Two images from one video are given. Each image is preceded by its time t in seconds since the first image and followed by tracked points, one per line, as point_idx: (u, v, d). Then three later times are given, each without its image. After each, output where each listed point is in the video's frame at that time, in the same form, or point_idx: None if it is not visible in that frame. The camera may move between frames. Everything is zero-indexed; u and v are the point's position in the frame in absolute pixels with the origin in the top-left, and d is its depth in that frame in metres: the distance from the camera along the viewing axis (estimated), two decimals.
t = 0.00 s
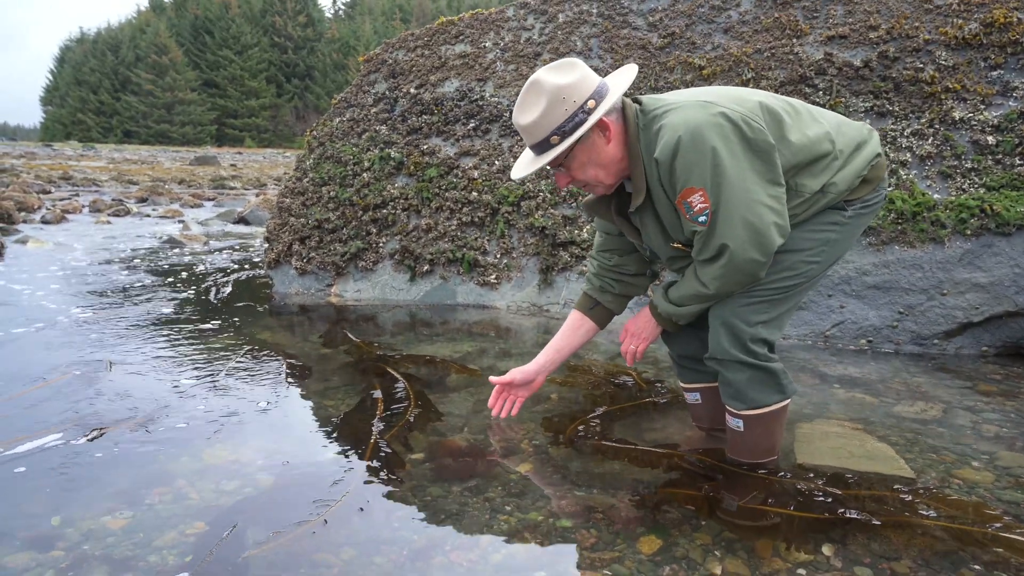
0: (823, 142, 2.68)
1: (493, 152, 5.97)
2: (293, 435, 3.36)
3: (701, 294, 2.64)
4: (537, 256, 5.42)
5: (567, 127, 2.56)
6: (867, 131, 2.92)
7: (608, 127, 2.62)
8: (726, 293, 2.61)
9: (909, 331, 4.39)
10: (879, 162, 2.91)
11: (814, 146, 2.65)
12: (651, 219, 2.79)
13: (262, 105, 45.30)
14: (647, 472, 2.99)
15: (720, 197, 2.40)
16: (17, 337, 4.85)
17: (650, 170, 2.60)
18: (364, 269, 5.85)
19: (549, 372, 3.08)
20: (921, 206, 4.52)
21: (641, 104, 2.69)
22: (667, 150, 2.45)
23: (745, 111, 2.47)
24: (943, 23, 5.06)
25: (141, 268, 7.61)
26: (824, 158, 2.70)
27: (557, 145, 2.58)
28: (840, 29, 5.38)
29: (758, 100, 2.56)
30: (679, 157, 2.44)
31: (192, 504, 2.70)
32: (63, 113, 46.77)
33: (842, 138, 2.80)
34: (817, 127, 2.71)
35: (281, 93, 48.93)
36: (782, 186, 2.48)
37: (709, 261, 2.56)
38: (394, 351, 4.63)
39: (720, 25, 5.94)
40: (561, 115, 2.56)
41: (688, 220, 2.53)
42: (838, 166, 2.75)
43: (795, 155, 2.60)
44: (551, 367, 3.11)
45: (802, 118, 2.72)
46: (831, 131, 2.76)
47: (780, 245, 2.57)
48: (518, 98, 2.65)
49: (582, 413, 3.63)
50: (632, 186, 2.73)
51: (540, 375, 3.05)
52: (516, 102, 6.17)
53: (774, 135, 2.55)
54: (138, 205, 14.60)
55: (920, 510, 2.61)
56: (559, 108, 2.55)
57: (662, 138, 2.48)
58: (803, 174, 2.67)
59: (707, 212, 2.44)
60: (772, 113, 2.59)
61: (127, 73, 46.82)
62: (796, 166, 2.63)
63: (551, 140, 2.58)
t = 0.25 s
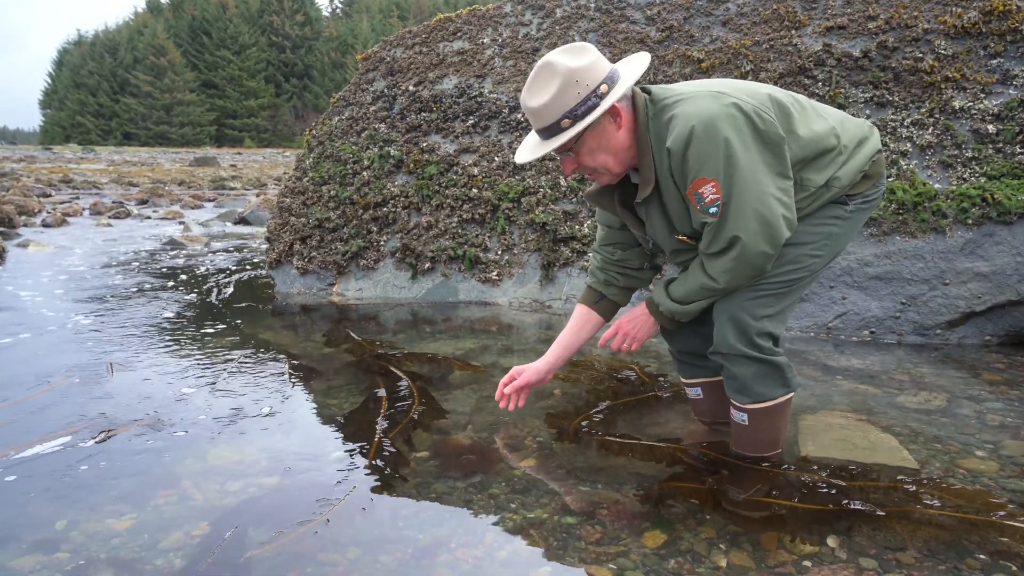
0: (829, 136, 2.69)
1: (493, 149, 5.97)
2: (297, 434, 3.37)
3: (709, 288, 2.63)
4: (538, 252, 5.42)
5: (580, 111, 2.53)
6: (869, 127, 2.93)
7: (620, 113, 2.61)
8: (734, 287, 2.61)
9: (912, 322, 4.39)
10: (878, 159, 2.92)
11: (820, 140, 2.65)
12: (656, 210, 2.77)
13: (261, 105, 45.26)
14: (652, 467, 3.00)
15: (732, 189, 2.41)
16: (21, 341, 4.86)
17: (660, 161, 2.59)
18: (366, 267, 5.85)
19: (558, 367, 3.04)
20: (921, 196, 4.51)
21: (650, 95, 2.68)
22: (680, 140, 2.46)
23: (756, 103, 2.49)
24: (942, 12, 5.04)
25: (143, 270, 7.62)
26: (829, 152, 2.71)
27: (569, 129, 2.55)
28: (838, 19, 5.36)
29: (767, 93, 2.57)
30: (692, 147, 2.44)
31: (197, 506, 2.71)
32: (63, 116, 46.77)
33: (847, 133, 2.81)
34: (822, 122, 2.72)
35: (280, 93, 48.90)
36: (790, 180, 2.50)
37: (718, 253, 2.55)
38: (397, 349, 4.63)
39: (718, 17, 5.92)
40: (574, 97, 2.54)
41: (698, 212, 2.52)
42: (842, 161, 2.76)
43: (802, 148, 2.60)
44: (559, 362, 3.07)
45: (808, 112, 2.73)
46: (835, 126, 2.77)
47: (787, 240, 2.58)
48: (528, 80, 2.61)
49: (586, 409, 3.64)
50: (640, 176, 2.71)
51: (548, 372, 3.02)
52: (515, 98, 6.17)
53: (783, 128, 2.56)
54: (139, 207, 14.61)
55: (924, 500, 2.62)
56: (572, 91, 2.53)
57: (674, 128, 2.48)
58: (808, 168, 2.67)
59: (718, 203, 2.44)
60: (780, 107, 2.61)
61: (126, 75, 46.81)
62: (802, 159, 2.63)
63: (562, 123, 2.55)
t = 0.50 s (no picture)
0: (832, 139, 2.71)
1: (493, 150, 5.98)
2: (298, 436, 3.38)
3: (713, 285, 2.63)
4: (539, 252, 5.44)
5: (621, 71, 2.47)
6: (870, 131, 2.95)
7: (644, 89, 2.61)
8: (739, 285, 2.62)
9: (912, 322, 4.40)
10: (877, 163, 2.94)
11: (824, 142, 2.67)
12: (662, 204, 2.78)
13: (261, 106, 45.30)
14: (653, 468, 3.00)
15: (742, 186, 2.42)
16: (23, 343, 4.87)
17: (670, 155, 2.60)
18: (367, 268, 5.86)
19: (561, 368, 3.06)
20: (921, 196, 4.52)
21: (664, 87, 2.67)
22: (691, 135, 2.47)
23: (766, 103, 2.51)
24: (941, 13, 5.05)
25: (144, 271, 7.63)
26: (831, 154, 2.73)
27: (610, 88, 2.45)
28: (837, 20, 5.37)
29: (777, 93, 2.60)
30: (704, 142, 2.45)
31: (198, 507, 2.72)
32: (63, 117, 46.81)
33: (849, 137, 2.83)
34: (825, 125, 2.74)
35: (280, 94, 48.93)
36: (796, 179, 2.52)
37: (724, 251, 2.56)
38: (398, 349, 4.64)
39: (717, 18, 5.94)
40: (612, 60, 2.48)
41: (706, 208, 2.53)
42: (844, 163, 2.77)
43: (806, 149, 2.62)
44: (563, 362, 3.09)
45: (814, 114, 2.75)
46: (839, 129, 2.79)
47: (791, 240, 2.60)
48: (559, 46, 2.51)
49: (587, 409, 3.64)
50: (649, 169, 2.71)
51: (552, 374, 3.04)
52: (515, 99, 6.19)
53: (790, 128, 2.58)
54: (139, 208, 14.62)
55: (925, 500, 2.63)
56: (611, 53, 2.49)
57: (686, 123, 2.50)
58: (810, 170, 2.68)
59: (727, 200, 2.45)
60: (786, 107, 2.63)
61: (126, 76, 46.85)
62: (805, 160, 2.65)
63: (606, 80, 2.45)
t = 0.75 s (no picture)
0: (836, 143, 2.73)
1: (494, 152, 5.99)
2: (299, 438, 3.39)
3: (721, 286, 2.61)
4: (540, 255, 5.45)
5: (647, 56, 2.57)
6: (869, 137, 2.98)
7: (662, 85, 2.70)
8: (745, 287, 2.61)
9: (913, 324, 4.40)
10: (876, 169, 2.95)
11: (828, 146, 2.69)
12: (671, 202, 2.78)
13: (262, 109, 45.35)
14: (654, 471, 3.00)
15: (755, 185, 2.43)
16: (25, 345, 4.88)
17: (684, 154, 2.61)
18: (367, 270, 5.87)
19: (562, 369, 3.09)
20: (921, 198, 4.52)
21: (679, 90, 2.72)
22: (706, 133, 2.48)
23: (778, 106, 2.54)
24: (940, 16, 5.06)
25: (145, 273, 7.64)
26: (833, 158, 2.75)
27: (641, 66, 2.53)
28: (837, 23, 5.38)
29: (787, 97, 2.62)
30: (718, 141, 2.46)
31: (199, 510, 2.72)
32: (65, 120, 46.89)
33: (851, 142, 2.85)
34: (829, 130, 2.76)
35: (282, 96, 48.99)
36: (803, 183, 2.55)
37: (733, 251, 2.55)
38: (399, 352, 4.65)
39: (717, 21, 5.95)
40: (638, 47, 2.58)
41: (718, 207, 2.52)
42: (845, 167, 2.78)
43: (812, 152, 2.64)
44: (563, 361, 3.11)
45: (818, 119, 2.78)
46: (842, 134, 2.82)
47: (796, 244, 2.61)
48: (586, 31, 2.56)
49: (587, 412, 3.65)
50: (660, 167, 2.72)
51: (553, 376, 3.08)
52: (516, 102, 6.20)
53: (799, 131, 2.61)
54: (140, 210, 14.64)
55: (926, 503, 2.63)
56: (635, 41, 2.58)
57: (701, 121, 2.51)
58: (814, 173, 2.70)
59: (740, 199, 2.45)
60: (794, 111, 2.66)
61: (127, 79, 46.93)
62: (810, 163, 2.66)
63: (636, 61, 2.52)
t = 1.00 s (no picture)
0: (837, 147, 2.75)
1: (494, 155, 6.00)
2: (300, 440, 3.39)
3: (725, 288, 2.60)
4: (540, 257, 5.46)
5: (652, 54, 2.58)
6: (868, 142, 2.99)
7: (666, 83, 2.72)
8: (748, 289, 2.60)
9: (913, 327, 4.41)
10: (874, 174, 2.95)
11: (829, 150, 2.71)
12: (674, 201, 2.78)
13: (262, 111, 45.40)
14: (654, 473, 3.01)
15: (761, 185, 2.44)
16: (26, 347, 4.88)
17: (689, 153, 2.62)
18: (368, 272, 5.88)
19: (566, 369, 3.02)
20: (921, 201, 4.54)
21: (685, 89, 2.73)
22: (714, 132, 2.48)
23: (783, 108, 2.55)
24: (940, 19, 5.08)
25: (145, 275, 7.65)
26: (834, 162, 2.76)
27: (645, 65, 2.54)
28: (837, 26, 5.39)
29: (791, 99, 2.64)
30: (726, 140, 2.46)
31: (199, 513, 2.73)
32: (65, 122, 46.92)
33: (851, 146, 2.86)
34: (830, 133, 2.78)
35: (282, 98, 49.04)
36: (805, 186, 2.57)
37: (738, 252, 2.54)
38: (400, 354, 4.65)
39: (717, 24, 5.96)
40: (643, 44, 2.60)
41: (723, 206, 2.52)
42: (845, 171, 2.79)
43: (814, 155, 2.65)
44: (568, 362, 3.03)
45: (819, 123, 2.80)
46: (842, 138, 2.83)
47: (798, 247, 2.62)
48: (593, 27, 2.56)
49: (588, 414, 3.65)
50: (664, 164, 2.72)
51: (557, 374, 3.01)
52: (516, 104, 6.21)
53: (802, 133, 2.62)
54: (140, 212, 14.65)
55: (925, 505, 2.64)
56: (642, 38, 2.59)
57: (708, 120, 2.51)
58: (815, 176, 2.71)
59: (746, 199, 2.46)
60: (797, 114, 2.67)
61: (128, 81, 46.97)
62: (811, 166, 2.68)
63: (642, 59, 2.53)
